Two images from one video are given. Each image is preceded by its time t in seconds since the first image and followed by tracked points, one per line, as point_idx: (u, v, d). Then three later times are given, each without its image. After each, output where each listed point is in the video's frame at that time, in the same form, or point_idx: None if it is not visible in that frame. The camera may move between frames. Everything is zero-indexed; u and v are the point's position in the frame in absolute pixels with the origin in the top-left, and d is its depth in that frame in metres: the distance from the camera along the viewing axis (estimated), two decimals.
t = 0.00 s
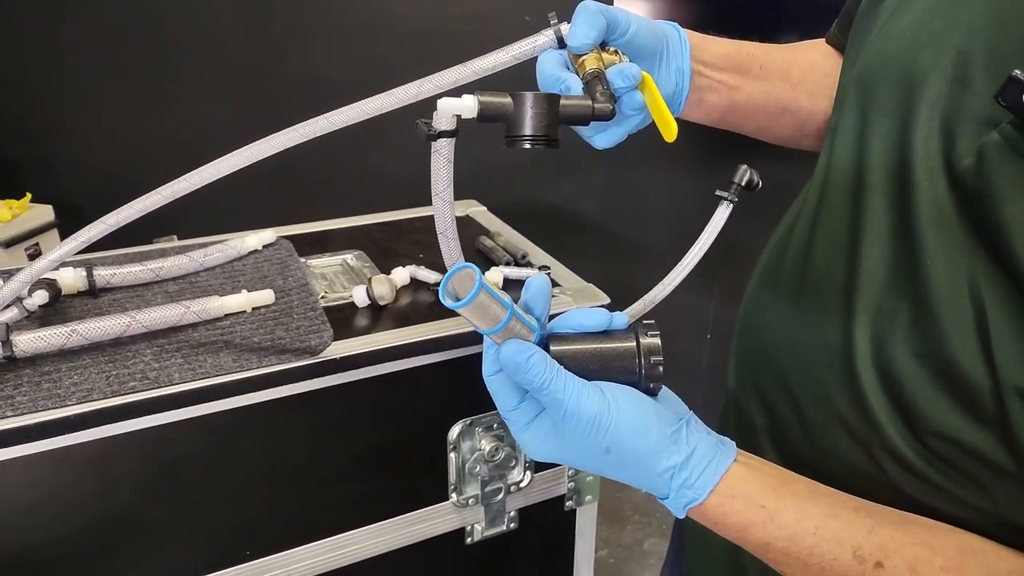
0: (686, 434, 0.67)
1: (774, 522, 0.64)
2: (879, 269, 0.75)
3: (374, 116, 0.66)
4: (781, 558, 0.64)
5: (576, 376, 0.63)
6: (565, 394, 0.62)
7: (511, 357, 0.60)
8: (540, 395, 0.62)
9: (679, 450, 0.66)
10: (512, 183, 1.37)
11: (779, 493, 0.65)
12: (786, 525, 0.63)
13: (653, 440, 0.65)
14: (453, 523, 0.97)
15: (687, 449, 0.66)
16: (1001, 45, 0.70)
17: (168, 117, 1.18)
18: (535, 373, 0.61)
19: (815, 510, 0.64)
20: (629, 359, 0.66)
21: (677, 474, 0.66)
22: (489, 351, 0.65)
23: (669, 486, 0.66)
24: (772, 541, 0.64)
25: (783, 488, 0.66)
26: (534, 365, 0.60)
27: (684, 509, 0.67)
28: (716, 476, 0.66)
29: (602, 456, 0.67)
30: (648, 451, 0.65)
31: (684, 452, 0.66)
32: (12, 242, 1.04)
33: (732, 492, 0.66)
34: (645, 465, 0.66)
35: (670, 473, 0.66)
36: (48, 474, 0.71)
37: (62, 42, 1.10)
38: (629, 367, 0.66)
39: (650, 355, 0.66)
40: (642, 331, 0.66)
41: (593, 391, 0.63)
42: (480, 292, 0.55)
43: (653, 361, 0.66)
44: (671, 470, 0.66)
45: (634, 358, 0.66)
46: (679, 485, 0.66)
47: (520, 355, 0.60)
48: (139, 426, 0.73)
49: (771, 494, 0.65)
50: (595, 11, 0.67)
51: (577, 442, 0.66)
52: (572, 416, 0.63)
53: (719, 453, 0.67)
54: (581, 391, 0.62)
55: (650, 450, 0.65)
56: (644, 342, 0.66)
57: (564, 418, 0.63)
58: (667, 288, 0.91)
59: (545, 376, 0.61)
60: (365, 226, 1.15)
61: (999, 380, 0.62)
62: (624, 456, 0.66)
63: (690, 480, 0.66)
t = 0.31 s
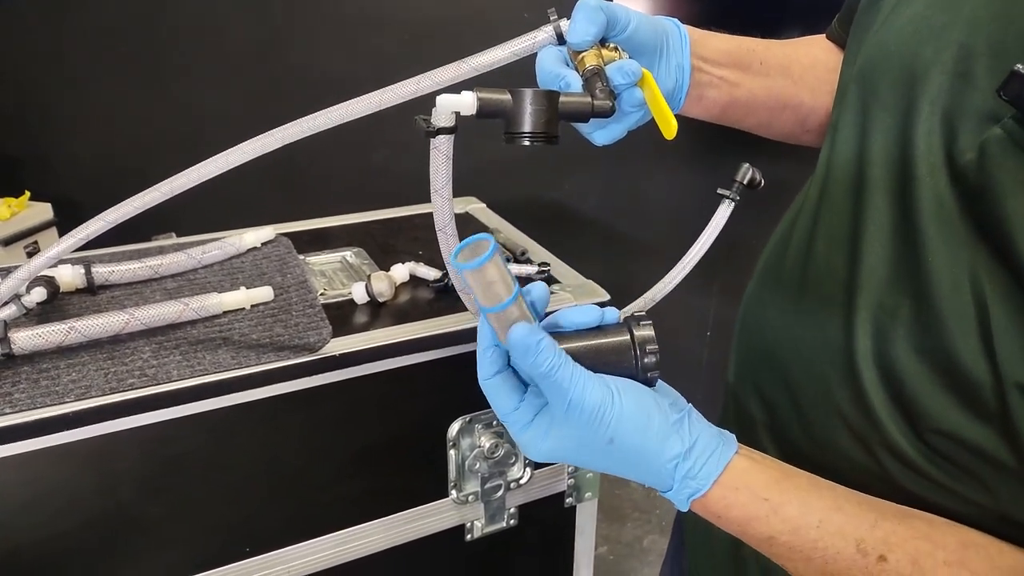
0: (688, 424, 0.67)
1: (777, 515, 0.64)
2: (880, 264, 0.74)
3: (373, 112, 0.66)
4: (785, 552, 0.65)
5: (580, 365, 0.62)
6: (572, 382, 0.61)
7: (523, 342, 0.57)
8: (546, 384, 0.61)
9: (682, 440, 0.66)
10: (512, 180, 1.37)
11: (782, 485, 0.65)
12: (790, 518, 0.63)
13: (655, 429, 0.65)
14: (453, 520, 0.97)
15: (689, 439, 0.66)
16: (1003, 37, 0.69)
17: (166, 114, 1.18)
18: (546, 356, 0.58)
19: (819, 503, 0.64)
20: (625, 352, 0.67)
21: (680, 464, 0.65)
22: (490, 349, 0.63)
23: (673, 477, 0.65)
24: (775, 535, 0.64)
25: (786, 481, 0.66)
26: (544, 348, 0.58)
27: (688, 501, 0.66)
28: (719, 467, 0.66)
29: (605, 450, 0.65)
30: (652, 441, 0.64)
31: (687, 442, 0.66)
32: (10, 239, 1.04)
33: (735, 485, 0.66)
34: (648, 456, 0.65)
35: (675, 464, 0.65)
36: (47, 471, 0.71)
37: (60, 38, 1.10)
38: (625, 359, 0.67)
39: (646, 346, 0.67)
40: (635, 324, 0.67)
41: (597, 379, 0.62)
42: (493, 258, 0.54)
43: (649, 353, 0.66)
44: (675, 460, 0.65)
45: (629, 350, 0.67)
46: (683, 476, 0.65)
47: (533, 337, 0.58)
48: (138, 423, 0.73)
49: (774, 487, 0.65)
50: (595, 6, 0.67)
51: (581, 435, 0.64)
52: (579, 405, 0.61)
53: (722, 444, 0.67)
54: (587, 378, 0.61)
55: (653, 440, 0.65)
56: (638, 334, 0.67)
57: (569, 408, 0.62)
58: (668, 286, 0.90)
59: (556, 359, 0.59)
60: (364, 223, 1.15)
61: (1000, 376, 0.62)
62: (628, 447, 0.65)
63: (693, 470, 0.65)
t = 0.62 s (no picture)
0: (697, 411, 0.68)
1: (786, 507, 0.63)
2: (889, 261, 0.74)
3: (376, 106, 0.66)
4: (792, 546, 0.64)
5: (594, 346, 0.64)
6: (590, 358, 0.62)
7: (547, 307, 0.60)
8: (563, 362, 0.62)
9: (692, 425, 0.67)
10: (515, 176, 1.36)
11: (790, 476, 0.65)
12: (799, 510, 0.63)
13: (666, 413, 0.66)
14: (454, 516, 0.97)
15: (698, 424, 0.67)
16: (1013, 33, 0.69)
17: (169, 108, 1.18)
18: (568, 325, 0.61)
19: (827, 496, 0.64)
20: (628, 343, 0.69)
21: (692, 449, 0.66)
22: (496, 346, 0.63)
23: (685, 463, 0.66)
24: (783, 527, 0.63)
25: (794, 473, 0.66)
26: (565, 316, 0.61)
27: (699, 490, 0.66)
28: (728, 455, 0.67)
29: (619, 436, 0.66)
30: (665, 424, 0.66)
31: (697, 427, 0.67)
32: (12, 234, 1.04)
33: (744, 476, 0.66)
34: (660, 441, 0.66)
35: (686, 448, 0.66)
36: (49, 465, 0.71)
37: (62, 31, 1.09)
38: (630, 350, 0.69)
39: (648, 334, 0.68)
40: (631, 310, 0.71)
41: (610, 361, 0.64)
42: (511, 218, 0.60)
43: (650, 341, 0.69)
44: (687, 444, 0.66)
45: (632, 340, 0.69)
46: (695, 461, 0.66)
47: (556, 300, 0.60)
48: (141, 417, 0.73)
49: (783, 478, 0.65)
50: None
51: (595, 420, 0.65)
52: (597, 383, 0.62)
53: (730, 433, 0.68)
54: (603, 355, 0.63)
55: (664, 423, 0.66)
56: (639, 325, 0.69)
57: (586, 389, 0.63)
58: (670, 283, 0.90)
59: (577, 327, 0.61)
60: (367, 218, 1.15)
61: (1008, 374, 0.61)
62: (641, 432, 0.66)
63: (704, 455, 0.66)
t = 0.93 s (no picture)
0: (705, 407, 0.68)
1: (795, 505, 0.63)
2: (897, 258, 0.73)
3: (378, 100, 0.66)
4: (801, 545, 0.63)
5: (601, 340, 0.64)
6: (597, 351, 0.62)
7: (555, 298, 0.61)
8: (570, 355, 0.62)
9: (700, 421, 0.66)
10: (518, 174, 1.36)
11: (798, 474, 0.65)
12: (808, 509, 0.63)
13: (674, 408, 0.66)
14: (457, 515, 0.96)
15: (706, 420, 0.67)
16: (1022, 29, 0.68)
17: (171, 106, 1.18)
18: (574, 316, 0.61)
19: (837, 494, 0.64)
20: (635, 339, 0.69)
21: (700, 446, 0.66)
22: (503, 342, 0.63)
23: (693, 460, 0.66)
24: (792, 526, 0.63)
25: (803, 471, 0.65)
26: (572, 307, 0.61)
27: (708, 487, 0.65)
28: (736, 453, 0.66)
29: (626, 432, 0.65)
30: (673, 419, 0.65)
31: (705, 423, 0.67)
32: (14, 232, 1.04)
33: (753, 473, 0.65)
34: (669, 437, 0.66)
35: (694, 444, 0.66)
36: (50, 463, 0.71)
37: (64, 29, 1.09)
38: (636, 346, 0.69)
39: (654, 330, 0.68)
40: (637, 306, 0.71)
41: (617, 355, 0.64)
42: (524, 210, 0.61)
43: (657, 338, 0.69)
44: (696, 440, 0.66)
45: (638, 335, 0.69)
46: (704, 458, 0.65)
47: (562, 291, 0.61)
48: (142, 415, 0.73)
49: (791, 477, 0.65)
50: None
51: (603, 415, 0.65)
52: (604, 376, 0.62)
53: (738, 430, 0.67)
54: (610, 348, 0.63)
55: (673, 419, 0.66)
56: (645, 322, 0.69)
57: (593, 382, 0.62)
58: (673, 279, 0.90)
59: (584, 318, 0.61)
60: (369, 216, 1.14)
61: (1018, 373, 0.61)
62: (649, 427, 0.65)
63: (713, 452, 0.65)
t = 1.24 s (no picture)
0: (707, 408, 0.68)
1: (797, 506, 0.63)
2: (900, 256, 0.73)
3: (378, 97, 0.65)
4: (804, 545, 0.63)
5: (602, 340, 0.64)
6: (598, 350, 0.62)
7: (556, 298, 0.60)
8: (572, 355, 0.62)
9: (702, 421, 0.66)
10: (518, 171, 1.35)
11: (800, 475, 0.65)
12: (811, 509, 0.63)
13: (676, 408, 0.66)
14: (456, 513, 0.96)
15: (709, 420, 0.67)
16: None
17: (170, 102, 1.17)
18: (575, 316, 0.61)
19: (839, 495, 0.63)
20: (637, 339, 0.68)
21: (702, 446, 0.66)
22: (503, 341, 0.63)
23: (696, 460, 0.65)
24: (795, 527, 0.63)
25: (805, 472, 0.65)
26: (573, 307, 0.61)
27: (709, 488, 0.65)
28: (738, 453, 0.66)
29: (628, 432, 0.65)
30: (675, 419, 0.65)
31: (707, 423, 0.67)
32: (13, 228, 1.03)
33: (754, 473, 0.65)
34: (671, 437, 0.65)
35: (696, 444, 0.65)
36: (49, 460, 0.71)
37: (62, 24, 1.08)
38: (639, 346, 0.68)
39: (656, 330, 0.68)
40: (641, 305, 0.70)
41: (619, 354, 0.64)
42: (525, 209, 0.60)
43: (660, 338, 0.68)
44: (698, 440, 0.66)
45: (640, 336, 0.68)
46: (706, 458, 0.65)
47: (564, 291, 0.61)
48: (141, 412, 0.72)
49: (794, 477, 0.64)
50: None
51: (604, 415, 0.65)
52: (606, 376, 0.62)
53: (740, 431, 0.67)
54: (611, 348, 0.63)
55: (675, 419, 0.66)
56: (648, 321, 0.68)
57: (594, 382, 0.62)
58: (673, 279, 0.89)
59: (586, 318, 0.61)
60: (368, 213, 1.14)
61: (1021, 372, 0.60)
62: (651, 427, 0.65)
63: (715, 452, 0.65)
